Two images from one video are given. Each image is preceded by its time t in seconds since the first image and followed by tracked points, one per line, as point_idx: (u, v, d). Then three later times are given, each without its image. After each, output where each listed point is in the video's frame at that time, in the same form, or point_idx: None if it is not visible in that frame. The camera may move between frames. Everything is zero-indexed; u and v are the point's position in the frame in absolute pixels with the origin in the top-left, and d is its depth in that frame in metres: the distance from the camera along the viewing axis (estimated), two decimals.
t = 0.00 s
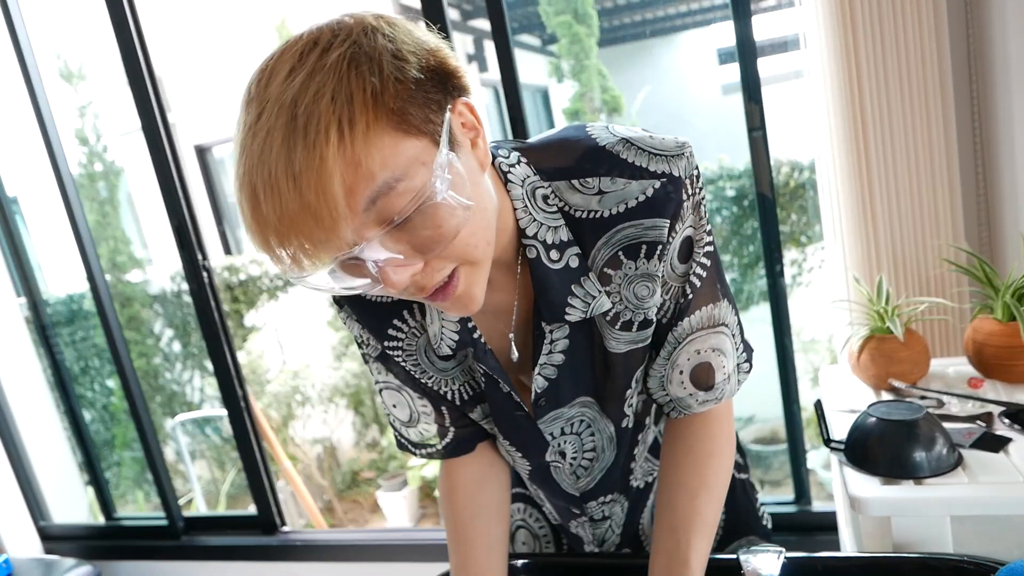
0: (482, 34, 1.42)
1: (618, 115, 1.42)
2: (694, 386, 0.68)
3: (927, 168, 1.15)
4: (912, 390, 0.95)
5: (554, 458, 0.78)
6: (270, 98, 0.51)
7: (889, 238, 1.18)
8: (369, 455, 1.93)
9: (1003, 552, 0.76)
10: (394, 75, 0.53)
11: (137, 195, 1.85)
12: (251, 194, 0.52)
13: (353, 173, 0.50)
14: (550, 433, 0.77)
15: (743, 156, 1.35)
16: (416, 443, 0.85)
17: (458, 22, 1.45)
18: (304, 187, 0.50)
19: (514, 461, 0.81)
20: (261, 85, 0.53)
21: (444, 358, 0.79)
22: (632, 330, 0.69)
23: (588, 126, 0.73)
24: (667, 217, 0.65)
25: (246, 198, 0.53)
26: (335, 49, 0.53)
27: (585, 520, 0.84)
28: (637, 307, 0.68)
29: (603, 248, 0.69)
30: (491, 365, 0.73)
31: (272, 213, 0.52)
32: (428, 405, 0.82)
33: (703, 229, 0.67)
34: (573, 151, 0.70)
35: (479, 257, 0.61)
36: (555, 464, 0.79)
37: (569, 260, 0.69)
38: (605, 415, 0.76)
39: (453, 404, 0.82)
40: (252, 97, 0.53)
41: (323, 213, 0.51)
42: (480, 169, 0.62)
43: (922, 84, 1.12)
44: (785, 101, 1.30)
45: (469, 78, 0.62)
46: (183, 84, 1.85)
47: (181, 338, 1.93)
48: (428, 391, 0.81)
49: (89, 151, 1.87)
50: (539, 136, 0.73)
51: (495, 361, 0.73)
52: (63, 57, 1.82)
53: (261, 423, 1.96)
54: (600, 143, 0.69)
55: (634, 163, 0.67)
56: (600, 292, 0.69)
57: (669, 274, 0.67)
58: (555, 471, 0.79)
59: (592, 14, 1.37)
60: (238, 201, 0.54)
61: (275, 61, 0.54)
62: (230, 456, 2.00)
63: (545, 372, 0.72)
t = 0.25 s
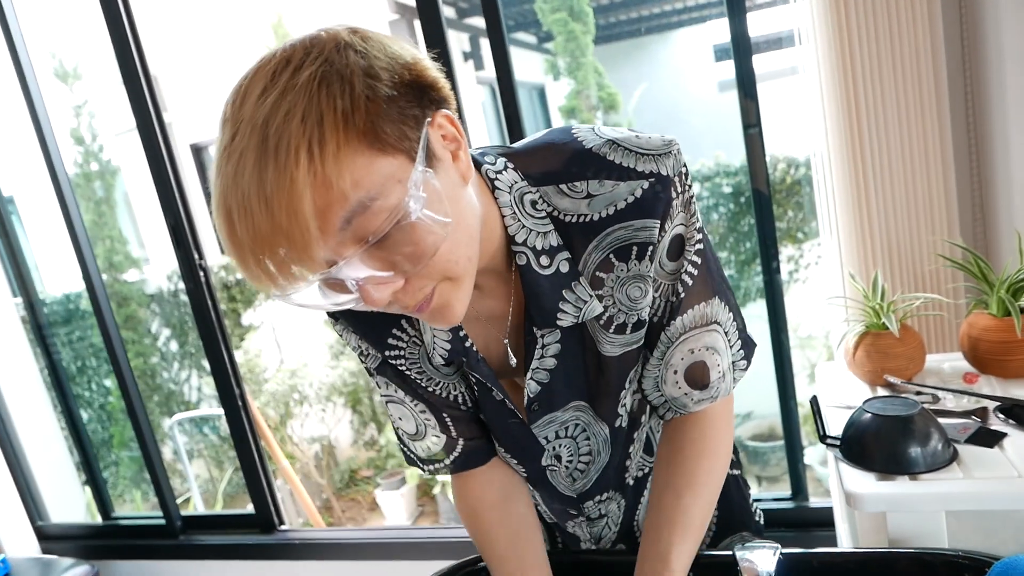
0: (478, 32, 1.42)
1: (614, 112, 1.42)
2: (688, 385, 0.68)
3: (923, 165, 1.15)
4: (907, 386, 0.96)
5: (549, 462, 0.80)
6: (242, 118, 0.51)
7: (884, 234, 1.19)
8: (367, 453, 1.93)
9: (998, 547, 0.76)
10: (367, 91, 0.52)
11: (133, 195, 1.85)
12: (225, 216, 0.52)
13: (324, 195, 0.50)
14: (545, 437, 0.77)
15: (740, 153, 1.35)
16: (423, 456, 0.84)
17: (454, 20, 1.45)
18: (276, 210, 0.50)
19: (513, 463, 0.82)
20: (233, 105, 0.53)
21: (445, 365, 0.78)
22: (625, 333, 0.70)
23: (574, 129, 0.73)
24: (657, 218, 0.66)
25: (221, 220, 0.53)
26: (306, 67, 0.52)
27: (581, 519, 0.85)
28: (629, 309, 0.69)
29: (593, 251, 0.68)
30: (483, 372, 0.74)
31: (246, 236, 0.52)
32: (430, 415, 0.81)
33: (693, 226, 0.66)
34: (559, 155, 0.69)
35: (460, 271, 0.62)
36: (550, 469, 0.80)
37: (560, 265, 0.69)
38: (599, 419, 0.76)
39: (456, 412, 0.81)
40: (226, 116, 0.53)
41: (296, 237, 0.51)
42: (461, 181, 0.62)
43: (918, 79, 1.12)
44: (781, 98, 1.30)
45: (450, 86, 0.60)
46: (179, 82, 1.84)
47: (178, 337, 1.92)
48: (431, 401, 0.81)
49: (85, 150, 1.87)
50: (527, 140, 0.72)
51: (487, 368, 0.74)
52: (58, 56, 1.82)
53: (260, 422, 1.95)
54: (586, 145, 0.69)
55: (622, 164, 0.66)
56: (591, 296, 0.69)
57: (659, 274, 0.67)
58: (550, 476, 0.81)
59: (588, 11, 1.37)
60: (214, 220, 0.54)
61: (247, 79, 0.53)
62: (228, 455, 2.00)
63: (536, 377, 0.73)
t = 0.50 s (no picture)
0: (479, 31, 1.43)
1: (615, 112, 1.42)
2: (685, 396, 0.68)
3: (924, 166, 1.15)
4: (907, 385, 0.96)
5: (550, 462, 0.79)
6: (239, 136, 0.51)
7: (885, 234, 1.19)
8: (368, 452, 1.94)
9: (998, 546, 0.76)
10: (363, 108, 0.52)
11: (134, 194, 1.85)
12: (225, 234, 0.52)
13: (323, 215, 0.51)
14: (546, 438, 0.77)
15: (741, 152, 1.35)
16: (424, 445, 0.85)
17: (455, 19, 1.45)
18: (275, 230, 0.50)
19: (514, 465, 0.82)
20: (229, 121, 0.52)
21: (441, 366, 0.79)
22: (623, 337, 0.70)
23: (580, 130, 0.73)
24: (657, 225, 0.66)
25: (221, 237, 0.53)
26: (302, 82, 0.51)
27: (583, 521, 0.85)
28: (628, 314, 0.69)
29: (594, 255, 0.69)
30: (486, 370, 0.73)
31: (247, 255, 0.52)
32: (429, 410, 0.82)
33: (694, 234, 0.67)
34: (563, 157, 0.70)
35: (463, 282, 0.62)
36: (551, 469, 0.79)
37: (564, 268, 0.69)
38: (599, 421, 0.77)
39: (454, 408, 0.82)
40: (222, 133, 0.53)
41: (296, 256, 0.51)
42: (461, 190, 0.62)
43: (917, 80, 1.12)
44: (781, 97, 1.30)
45: (448, 96, 0.61)
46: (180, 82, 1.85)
47: (179, 336, 1.93)
48: (428, 398, 0.82)
49: (87, 149, 1.87)
50: (534, 140, 0.73)
51: (490, 367, 0.74)
52: (59, 55, 1.82)
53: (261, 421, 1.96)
54: (590, 148, 0.69)
55: (625, 168, 0.67)
56: (595, 300, 0.69)
57: (658, 281, 0.67)
58: (551, 476, 0.80)
59: (588, 11, 1.37)
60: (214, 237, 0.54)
61: (242, 95, 0.53)
62: (229, 454, 2.00)
63: (540, 379, 0.73)
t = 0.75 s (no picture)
0: (485, 32, 1.43)
1: (620, 112, 1.42)
2: (698, 398, 0.68)
3: (931, 168, 1.14)
4: (914, 388, 0.95)
5: (559, 466, 0.78)
6: (237, 148, 0.51)
7: (892, 236, 1.18)
8: (372, 452, 1.95)
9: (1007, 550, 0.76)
10: (360, 120, 0.52)
11: (140, 194, 1.85)
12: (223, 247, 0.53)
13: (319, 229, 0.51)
14: (556, 443, 0.76)
15: (746, 152, 1.35)
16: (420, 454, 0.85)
17: (461, 20, 1.45)
18: (271, 243, 0.50)
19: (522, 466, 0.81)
20: (227, 134, 0.53)
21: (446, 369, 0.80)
22: (635, 341, 0.70)
23: (586, 132, 0.73)
24: (667, 230, 0.65)
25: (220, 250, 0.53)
26: (299, 94, 0.51)
27: (591, 523, 0.84)
28: (640, 319, 0.69)
29: (603, 261, 0.69)
30: (493, 374, 0.73)
31: (244, 267, 0.52)
32: (430, 416, 0.82)
33: (705, 236, 0.67)
34: (570, 162, 0.70)
35: (465, 291, 0.62)
36: (560, 474, 0.79)
37: (571, 273, 0.69)
38: (610, 425, 0.76)
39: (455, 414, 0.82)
40: (220, 145, 0.53)
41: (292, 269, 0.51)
42: (463, 198, 0.62)
43: (925, 81, 1.12)
44: (788, 99, 1.30)
45: (449, 103, 0.60)
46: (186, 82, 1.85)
47: (183, 336, 1.93)
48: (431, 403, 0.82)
49: (92, 149, 1.87)
50: (540, 144, 0.72)
51: (497, 371, 0.73)
52: (65, 55, 1.82)
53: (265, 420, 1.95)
54: (598, 152, 0.70)
55: (634, 173, 0.67)
56: (603, 305, 0.69)
57: (670, 284, 0.67)
58: (561, 481, 0.80)
59: (594, 11, 1.37)
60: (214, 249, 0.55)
61: (241, 106, 0.53)
62: (233, 454, 2.00)
63: (547, 385, 0.72)
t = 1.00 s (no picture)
0: (479, 26, 1.42)
1: (615, 108, 1.42)
2: (691, 381, 0.69)
3: (925, 164, 1.15)
4: (906, 384, 0.95)
5: (554, 461, 0.78)
6: (239, 138, 0.50)
7: (886, 231, 1.18)
8: (365, 447, 1.93)
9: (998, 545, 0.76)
10: (367, 111, 0.51)
11: (131, 187, 1.84)
12: (224, 239, 0.52)
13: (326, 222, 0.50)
14: (549, 437, 0.76)
15: (740, 148, 1.35)
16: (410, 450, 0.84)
17: (455, 13, 1.44)
18: (277, 236, 0.49)
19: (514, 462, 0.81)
20: (226, 123, 0.51)
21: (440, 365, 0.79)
22: (632, 334, 0.70)
23: (582, 126, 0.73)
24: (667, 222, 0.65)
25: (220, 242, 0.53)
26: (304, 83, 0.50)
27: (586, 516, 0.84)
28: (637, 311, 0.68)
29: (603, 253, 0.68)
30: (487, 371, 0.73)
31: (247, 259, 0.52)
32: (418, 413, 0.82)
33: (702, 228, 0.67)
34: (567, 156, 0.69)
35: (469, 281, 0.63)
36: (555, 468, 0.78)
37: (566, 267, 0.69)
38: (605, 418, 0.76)
39: (447, 410, 0.82)
40: (219, 134, 0.52)
41: (299, 262, 0.51)
42: (466, 189, 0.61)
43: (920, 77, 1.12)
44: (783, 94, 1.30)
45: (454, 93, 0.59)
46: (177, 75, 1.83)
47: (175, 330, 1.92)
48: (423, 400, 0.81)
49: (83, 142, 1.86)
50: (536, 138, 0.72)
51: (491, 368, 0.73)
52: (55, 47, 1.80)
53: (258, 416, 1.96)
54: (597, 144, 0.69)
55: (633, 165, 0.67)
56: (598, 300, 0.69)
57: (668, 276, 0.68)
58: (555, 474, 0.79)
59: (589, 5, 1.36)
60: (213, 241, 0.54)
61: (241, 95, 0.51)
62: (226, 449, 2.00)
63: (542, 378, 0.72)
